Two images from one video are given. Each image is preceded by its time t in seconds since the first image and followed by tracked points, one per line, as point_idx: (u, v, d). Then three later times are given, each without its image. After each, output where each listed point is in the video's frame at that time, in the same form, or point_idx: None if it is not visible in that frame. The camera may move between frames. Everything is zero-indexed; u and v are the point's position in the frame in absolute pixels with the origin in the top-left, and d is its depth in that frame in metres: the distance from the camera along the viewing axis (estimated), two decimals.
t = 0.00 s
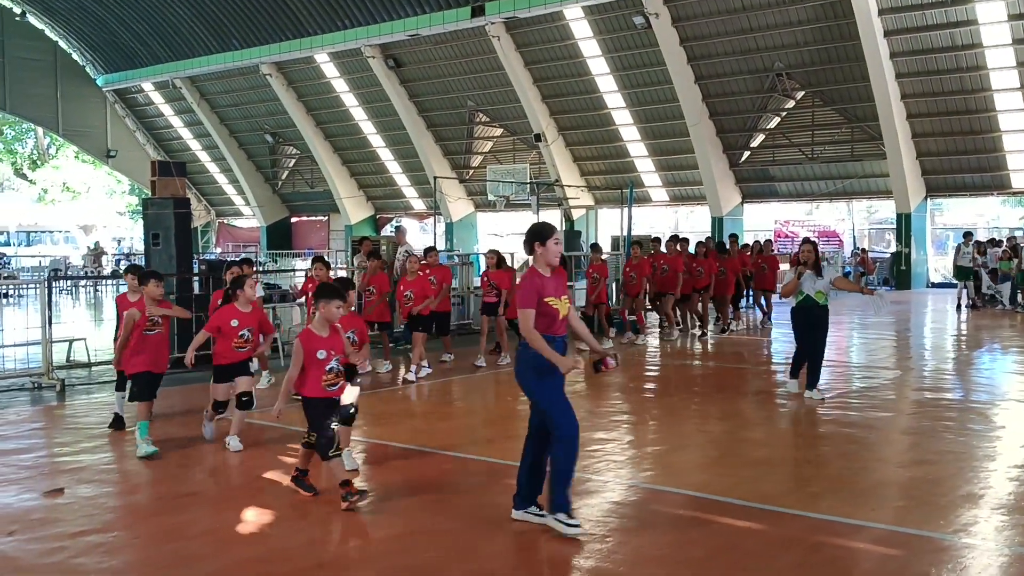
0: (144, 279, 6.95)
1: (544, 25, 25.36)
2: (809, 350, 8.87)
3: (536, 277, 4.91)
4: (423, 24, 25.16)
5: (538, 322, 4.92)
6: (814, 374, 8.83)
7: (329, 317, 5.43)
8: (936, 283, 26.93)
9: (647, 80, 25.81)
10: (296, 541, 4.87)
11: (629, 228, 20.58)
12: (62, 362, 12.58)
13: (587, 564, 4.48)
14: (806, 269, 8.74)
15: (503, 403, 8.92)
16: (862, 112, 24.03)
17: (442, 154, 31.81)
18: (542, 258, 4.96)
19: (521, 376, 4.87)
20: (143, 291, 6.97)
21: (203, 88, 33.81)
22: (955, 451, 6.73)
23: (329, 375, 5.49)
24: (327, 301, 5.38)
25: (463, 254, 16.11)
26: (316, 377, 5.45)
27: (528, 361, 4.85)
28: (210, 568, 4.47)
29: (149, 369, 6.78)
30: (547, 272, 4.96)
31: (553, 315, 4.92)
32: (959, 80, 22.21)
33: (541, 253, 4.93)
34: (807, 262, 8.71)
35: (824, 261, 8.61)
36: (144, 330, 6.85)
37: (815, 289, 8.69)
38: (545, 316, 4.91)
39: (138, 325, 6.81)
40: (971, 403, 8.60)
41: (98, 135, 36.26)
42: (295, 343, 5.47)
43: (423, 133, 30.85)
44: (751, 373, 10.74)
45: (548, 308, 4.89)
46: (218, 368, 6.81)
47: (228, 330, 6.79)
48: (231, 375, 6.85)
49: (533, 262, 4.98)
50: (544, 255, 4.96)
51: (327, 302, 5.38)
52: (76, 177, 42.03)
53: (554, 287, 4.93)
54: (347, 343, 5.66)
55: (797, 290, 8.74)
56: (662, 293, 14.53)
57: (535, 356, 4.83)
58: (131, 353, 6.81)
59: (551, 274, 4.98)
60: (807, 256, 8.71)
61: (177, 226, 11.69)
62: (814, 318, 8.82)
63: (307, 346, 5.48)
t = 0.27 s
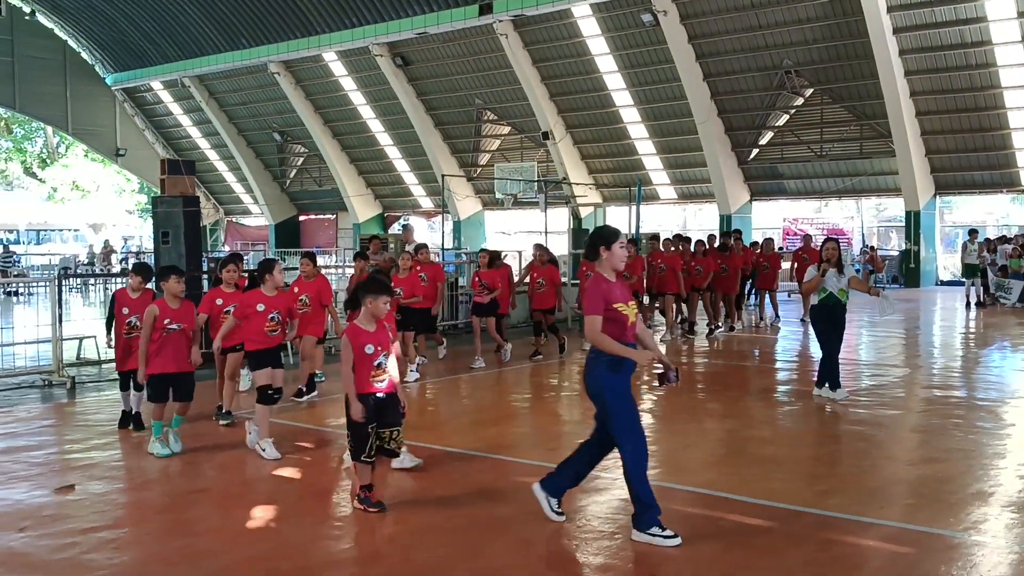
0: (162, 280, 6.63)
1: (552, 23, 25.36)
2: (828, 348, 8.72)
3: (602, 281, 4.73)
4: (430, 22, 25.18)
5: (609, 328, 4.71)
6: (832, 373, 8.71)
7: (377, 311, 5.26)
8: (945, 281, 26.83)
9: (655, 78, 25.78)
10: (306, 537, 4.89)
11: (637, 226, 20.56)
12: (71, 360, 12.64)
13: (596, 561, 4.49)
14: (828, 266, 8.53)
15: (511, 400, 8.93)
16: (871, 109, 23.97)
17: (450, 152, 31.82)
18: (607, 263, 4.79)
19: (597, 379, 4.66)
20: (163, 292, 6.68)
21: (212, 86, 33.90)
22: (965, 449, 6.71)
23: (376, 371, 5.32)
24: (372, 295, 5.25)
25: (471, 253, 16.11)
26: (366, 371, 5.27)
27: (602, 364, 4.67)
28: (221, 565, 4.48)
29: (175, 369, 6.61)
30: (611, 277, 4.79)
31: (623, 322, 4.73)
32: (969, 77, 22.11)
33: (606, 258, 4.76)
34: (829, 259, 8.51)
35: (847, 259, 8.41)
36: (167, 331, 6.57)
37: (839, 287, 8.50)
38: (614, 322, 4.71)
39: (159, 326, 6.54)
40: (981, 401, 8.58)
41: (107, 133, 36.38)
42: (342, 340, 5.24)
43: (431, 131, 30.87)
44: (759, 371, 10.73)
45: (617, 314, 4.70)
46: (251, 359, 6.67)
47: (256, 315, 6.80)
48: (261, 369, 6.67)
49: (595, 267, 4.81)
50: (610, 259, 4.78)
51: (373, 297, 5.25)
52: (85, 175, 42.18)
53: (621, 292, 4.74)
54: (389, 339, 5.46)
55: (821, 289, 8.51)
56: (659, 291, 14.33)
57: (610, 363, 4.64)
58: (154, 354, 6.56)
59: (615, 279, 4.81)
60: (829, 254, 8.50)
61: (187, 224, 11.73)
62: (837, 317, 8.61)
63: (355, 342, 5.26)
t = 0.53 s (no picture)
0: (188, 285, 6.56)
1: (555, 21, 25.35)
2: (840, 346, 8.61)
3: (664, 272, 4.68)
4: (432, 21, 25.19)
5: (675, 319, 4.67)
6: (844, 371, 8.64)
7: (428, 317, 4.88)
8: (949, 280, 26.76)
9: (659, 77, 25.77)
10: (310, 535, 4.89)
11: (640, 226, 20.54)
12: (75, 359, 12.64)
13: (598, 559, 4.49)
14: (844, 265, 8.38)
15: (513, 398, 8.93)
16: (874, 108, 23.94)
17: (453, 151, 31.81)
18: (670, 254, 4.73)
19: (656, 369, 4.58)
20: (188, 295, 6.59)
21: (215, 86, 33.95)
22: (969, 447, 6.69)
23: (425, 381, 4.94)
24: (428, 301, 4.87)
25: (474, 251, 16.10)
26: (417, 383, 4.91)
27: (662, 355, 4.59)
28: (224, 563, 4.48)
29: (203, 376, 6.42)
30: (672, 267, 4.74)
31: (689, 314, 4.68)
32: (973, 75, 22.07)
33: (671, 247, 4.69)
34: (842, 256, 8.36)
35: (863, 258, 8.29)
36: (195, 335, 6.45)
37: (856, 286, 8.41)
38: (682, 314, 4.67)
39: (188, 330, 6.43)
40: (984, 399, 8.57)
41: (110, 133, 36.41)
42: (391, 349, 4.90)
43: (434, 131, 30.87)
44: (763, 370, 10.71)
45: (685, 306, 4.66)
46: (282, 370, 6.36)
47: (296, 327, 6.53)
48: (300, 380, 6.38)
49: (659, 257, 4.75)
50: (672, 250, 4.73)
51: (425, 302, 4.86)
52: (89, 175, 42.25)
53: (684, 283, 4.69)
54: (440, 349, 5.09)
55: (839, 288, 8.40)
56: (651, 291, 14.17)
57: (672, 356, 4.58)
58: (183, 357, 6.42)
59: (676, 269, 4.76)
60: (845, 253, 8.34)
61: (190, 223, 11.74)
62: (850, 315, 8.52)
63: (405, 350, 4.92)
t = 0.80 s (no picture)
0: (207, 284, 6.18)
1: (555, 21, 25.35)
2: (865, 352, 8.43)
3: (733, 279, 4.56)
4: (433, 21, 25.19)
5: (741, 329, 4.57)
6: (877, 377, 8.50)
7: (477, 313, 4.98)
8: (949, 280, 26.74)
9: (659, 77, 25.77)
10: (309, 534, 4.89)
11: (640, 226, 20.53)
12: (74, 359, 12.64)
13: (597, 558, 4.49)
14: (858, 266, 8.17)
15: (513, 398, 8.93)
16: (874, 108, 23.95)
17: (453, 151, 31.81)
18: (736, 263, 4.64)
19: (717, 376, 4.45)
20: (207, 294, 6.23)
21: (215, 86, 33.96)
22: (968, 446, 6.70)
23: (474, 379, 5.01)
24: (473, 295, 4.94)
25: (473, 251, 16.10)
26: (464, 381, 4.98)
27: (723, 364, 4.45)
28: (223, 563, 4.48)
29: (226, 382, 6.22)
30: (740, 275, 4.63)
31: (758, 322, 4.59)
32: (972, 75, 22.08)
33: (740, 256, 4.59)
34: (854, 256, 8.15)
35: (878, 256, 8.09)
36: (216, 338, 6.15)
37: (871, 286, 8.24)
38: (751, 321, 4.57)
39: (209, 329, 6.12)
40: (984, 398, 8.57)
41: (111, 133, 36.40)
42: (441, 346, 4.95)
43: (435, 131, 30.88)
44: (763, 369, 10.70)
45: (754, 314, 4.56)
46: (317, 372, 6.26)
47: (327, 326, 6.44)
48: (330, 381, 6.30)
49: (726, 265, 4.64)
50: (739, 259, 4.63)
51: (474, 299, 4.95)
52: (89, 175, 42.26)
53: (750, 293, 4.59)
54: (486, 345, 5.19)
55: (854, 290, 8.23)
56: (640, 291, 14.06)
57: (734, 364, 4.44)
58: (204, 360, 6.16)
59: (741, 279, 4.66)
60: (858, 252, 8.12)
61: (190, 223, 11.74)
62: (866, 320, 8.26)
63: (454, 348, 4.99)
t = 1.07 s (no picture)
0: (235, 284, 6.09)
1: (555, 20, 25.32)
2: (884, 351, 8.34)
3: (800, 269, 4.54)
4: (432, 19, 25.15)
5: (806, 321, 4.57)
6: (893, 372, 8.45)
7: (525, 319, 4.70)
8: (949, 278, 26.70)
9: (658, 75, 25.75)
10: (308, 534, 4.88)
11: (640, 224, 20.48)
12: (73, 358, 12.63)
13: (598, 558, 4.48)
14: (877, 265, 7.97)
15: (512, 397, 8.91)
16: (873, 106, 23.93)
17: (453, 150, 31.77)
18: (804, 251, 4.62)
19: (787, 366, 4.45)
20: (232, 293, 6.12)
21: (214, 84, 33.94)
22: (969, 445, 6.69)
23: (526, 389, 4.70)
24: (522, 303, 4.69)
25: (472, 249, 16.08)
26: (517, 391, 4.64)
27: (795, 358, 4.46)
28: (222, 562, 4.47)
29: (252, 386, 6.00)
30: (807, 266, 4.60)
31: (821, 313, 4.58)
32: (973, 73, 22.05)
33: (807, 247, 4.57)
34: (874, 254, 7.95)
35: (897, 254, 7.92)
36: (244, 338, 5.99)
37: (892, 285, 8.08)
38: (813, 315, 4.55)
39: (239, 328, 5.98)
40: (984, 397, 8.56)
41: (110, 132, 36.36)
42: (490, 354, 4.63)
43: (434, 130, 30.85)
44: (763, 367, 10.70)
45: (817, 307, 4.54)
46: (347, 377, 5.98)
47: (360, 329, 6.05)
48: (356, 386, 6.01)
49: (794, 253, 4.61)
50: (807, 249, 4.60)
51: (521, 303, 4.68)
52: (88, 174, 42.24)
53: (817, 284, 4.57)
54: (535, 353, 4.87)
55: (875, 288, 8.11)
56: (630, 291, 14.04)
57: (803, 359, 4.44)
58: (230, 360, 5.96)
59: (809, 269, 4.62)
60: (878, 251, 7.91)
61: (188, 222, 11.73)
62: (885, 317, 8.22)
63: (504, 356, 4.65)
